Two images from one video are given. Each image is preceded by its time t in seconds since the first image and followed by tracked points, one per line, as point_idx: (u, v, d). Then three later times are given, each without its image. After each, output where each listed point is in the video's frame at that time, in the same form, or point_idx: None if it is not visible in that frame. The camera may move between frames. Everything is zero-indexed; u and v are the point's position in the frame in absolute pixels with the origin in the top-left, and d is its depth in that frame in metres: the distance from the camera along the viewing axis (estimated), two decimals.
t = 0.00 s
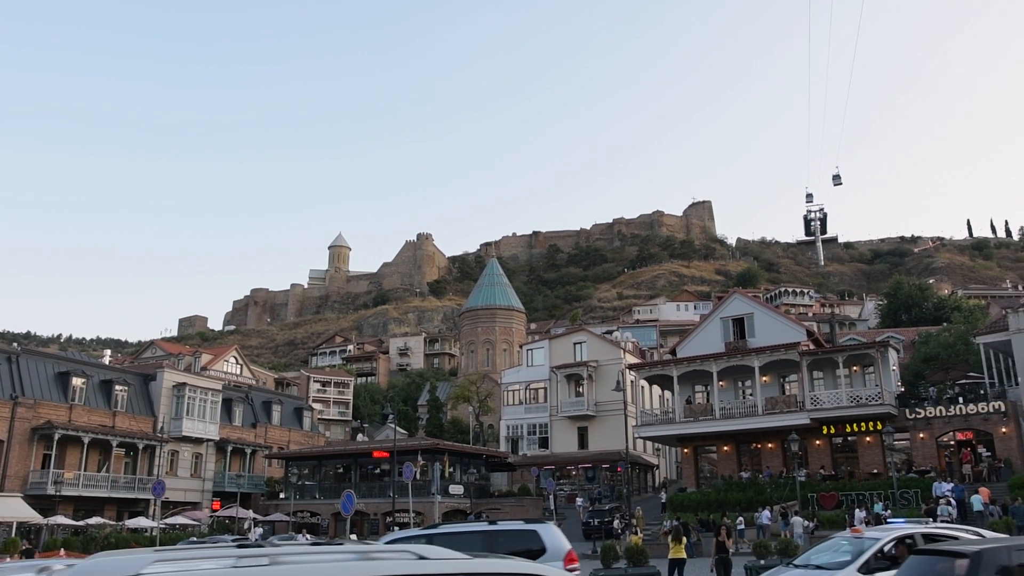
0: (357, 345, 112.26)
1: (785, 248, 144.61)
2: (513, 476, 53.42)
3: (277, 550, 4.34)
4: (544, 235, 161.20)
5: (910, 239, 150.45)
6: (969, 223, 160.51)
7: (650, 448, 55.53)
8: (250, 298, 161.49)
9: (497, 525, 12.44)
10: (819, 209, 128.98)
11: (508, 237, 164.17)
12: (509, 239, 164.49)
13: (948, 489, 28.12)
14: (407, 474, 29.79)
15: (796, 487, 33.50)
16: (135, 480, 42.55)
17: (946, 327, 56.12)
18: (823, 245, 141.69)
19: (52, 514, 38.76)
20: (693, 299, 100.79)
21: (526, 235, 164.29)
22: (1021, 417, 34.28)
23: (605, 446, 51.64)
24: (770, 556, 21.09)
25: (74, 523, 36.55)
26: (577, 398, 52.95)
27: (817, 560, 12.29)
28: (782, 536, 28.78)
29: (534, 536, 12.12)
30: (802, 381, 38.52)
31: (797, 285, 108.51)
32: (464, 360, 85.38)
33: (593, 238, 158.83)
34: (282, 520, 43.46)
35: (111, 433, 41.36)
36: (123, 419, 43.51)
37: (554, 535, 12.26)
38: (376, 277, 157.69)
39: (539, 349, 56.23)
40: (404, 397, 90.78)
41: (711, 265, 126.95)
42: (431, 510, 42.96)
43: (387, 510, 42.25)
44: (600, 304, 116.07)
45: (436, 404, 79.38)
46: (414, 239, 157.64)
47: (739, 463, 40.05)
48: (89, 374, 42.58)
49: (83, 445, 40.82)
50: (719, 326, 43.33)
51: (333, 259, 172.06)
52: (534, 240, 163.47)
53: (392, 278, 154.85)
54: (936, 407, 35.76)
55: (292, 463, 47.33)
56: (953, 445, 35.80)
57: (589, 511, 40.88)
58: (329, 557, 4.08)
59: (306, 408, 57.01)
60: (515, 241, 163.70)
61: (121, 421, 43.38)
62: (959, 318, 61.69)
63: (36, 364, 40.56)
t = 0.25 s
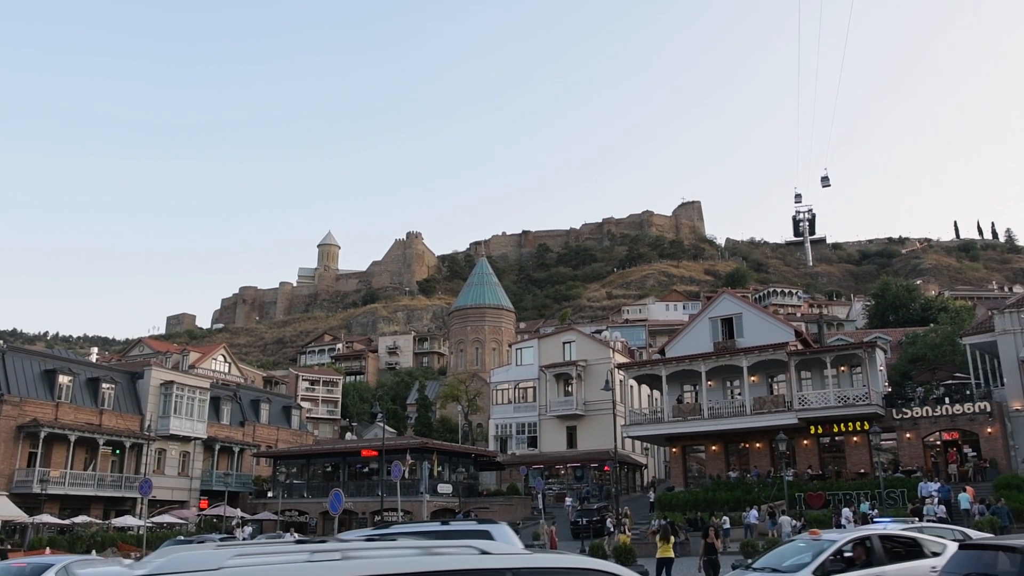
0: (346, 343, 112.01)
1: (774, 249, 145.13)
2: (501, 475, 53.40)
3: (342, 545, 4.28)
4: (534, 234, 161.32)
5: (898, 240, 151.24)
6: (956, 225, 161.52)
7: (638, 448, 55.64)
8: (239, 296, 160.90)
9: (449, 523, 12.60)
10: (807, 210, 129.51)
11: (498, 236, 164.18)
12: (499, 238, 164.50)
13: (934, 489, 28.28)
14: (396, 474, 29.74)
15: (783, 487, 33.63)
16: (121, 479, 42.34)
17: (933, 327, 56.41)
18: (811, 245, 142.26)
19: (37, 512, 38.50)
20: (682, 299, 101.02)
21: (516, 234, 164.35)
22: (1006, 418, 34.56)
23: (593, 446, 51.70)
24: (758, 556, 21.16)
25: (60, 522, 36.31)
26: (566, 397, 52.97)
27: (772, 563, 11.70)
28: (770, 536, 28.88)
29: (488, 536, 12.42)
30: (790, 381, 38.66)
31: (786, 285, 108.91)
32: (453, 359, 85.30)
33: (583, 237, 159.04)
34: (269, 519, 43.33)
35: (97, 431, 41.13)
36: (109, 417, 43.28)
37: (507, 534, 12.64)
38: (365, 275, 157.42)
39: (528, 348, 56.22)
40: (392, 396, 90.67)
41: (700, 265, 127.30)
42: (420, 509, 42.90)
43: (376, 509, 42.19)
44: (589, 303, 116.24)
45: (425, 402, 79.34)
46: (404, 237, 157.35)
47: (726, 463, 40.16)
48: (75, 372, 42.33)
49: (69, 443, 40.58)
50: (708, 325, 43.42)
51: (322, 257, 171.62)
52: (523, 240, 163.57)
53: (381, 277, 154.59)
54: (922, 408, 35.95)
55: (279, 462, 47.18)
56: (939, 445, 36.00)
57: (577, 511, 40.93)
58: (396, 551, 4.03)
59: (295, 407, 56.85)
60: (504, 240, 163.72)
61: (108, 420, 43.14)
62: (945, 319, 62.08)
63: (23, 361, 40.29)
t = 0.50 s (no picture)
0: (335, 341, 111.64)
1: (763, 249, 145.55)
2: (490, 474, 53.38)
3: (412, 543, 5.15)
4: (524, 233, 161.31)
5: (886, 241, 151.87)
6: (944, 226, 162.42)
7: (627, 447, 55.76)
8: (227, 294, 160.18)
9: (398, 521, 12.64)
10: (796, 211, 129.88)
11: (488, 235, 164.07)
12: (489, 237, 164.42)
13: (920, 489, 28.43)
14: (384, 473, 29.51)
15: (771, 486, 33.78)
16: (108, 477, 42.13)
17: (920, 328, 56.72)
18: (800, 246, 142.74)
19: (23, 511, 38.28)
20: (671, 299, 101.14)
21: (506, 233, 164.27)
22: (991, 418, 34.82)
23: (582, 445, 51.74)
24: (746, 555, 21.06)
25: (45, 520, 36.07)
26: (555, 396, 52.98)
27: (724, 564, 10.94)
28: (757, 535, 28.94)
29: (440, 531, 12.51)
30: (778, 381, 38.81)
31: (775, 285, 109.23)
32: (442, 358, 85.19)
33: (572, 237, 159.14)
34: (257, 517, 43.18)
35: (84, 429, 40.89)
36: (96, 415, 43.04)
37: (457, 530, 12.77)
38: (354, 273, 157.05)
39: (517, 347, 56.23)
40: (381, 395, 90.46)
41: (690, 265, 127.48)
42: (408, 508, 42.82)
43: (364, 508, 42.10)
44: (579, 303, 116.24)
45: (414, 401, 79.30)
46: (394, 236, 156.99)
47: (715, 462, 40.28)
48: (61, 369, 42.07)
49: (55, 441, 40.35)
50: (697, 325, 43.53)
51: (312, 255, 171.06)
52: (513, 239, 163.60)
53: (370, 275, 154.22)
54: (909, 408, 36.12)
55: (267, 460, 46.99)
56: (925, 445, 36.20)
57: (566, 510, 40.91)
58: (462, 547, 4.93)
59: (284, 405, 56.67)
60: (494, 239, 163.66)
61: (94, 417, 42.90)
62: (932, 320, 62.48)
63: (9, 358, 39.99)
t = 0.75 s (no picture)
0: (324, 340, 111.37)
1: (752, 249, 145.97)
2: (479, 473, 53.40)
3: (477, 535, 5.04)
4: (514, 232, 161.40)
5: (874, 242, 152.67)
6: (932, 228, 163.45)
7: (617, 446, 55.84)
8: (216, 292, 159.58)
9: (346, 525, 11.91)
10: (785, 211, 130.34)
11: (478, 234, 164.04)
12: (479, 235, 164.42)
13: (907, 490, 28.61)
14: (373, 472, 29.48)
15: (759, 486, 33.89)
16: (95, 475, 41.90)
17: (908, 328, 56.97)
18: (789, 247, 143.34)
19: (9, 509, 38.00)
20: (660, 299, 101.37)
21: (496, 232, 164.28)
22: (978, 418, 35.05)
23: (571, 445, 51.77)
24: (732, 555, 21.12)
25: (31, 519, 35.82)
26: (544, 395, 52.98)
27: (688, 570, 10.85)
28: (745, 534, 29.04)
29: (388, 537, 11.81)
30: (767, 381, 38.91)
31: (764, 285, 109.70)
32: (431, 357, 85.13)
33: (563, 236, 159.31)
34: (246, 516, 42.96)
35: (71, 427, 40.65)
36: (83, 413, 42.79)
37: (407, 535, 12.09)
38: (344, 271, 156.72)
39: (507, 346, 56.23)
40: (371, 393, 90.33)
41: (679, 265, 127.81)
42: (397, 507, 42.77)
43: (353, 507, 42.00)
44: (569, 302, 116.37)
45: (403, 400, 79.24)
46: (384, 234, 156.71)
47: (704, 462, 40.36)
48: (49, 366, 41.79)
49: (42, 439, 40.09)
50: (686, 325, 43.61)
51: (301, 253, 170.59)
52: (503, 238, 163.70)
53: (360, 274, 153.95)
54: (896, 407, 36.28)
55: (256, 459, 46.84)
56: (913, 445, 36.35)
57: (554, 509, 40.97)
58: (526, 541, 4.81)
59: (272, 404, 56.52)
60: (484, 238, 163.67)
61: (81, 415, 42.64)
62: (920, 320, 62.84)
63: None
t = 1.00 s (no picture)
0: (314, 338, 111.05)
1: (742, 249, 146.38)
2: (469, 472, 53.39)
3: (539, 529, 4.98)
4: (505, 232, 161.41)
5: (863, 243, 153.36)
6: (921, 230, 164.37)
7: (607, 446, 55.90)
8: (205, 290, 158.93)
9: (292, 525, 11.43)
10: (775, 212, 130.73)
11: (469, 233, 163.95)
12: (470, 234, 164.33)
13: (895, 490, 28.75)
14: (363, 470, 29.39)
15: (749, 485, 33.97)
16: (83, 474, 41.70)
17: (897, 329, 57.23)
18: (779, 247, 143.83)
19: None
20: (651, 298, 101.50)
21: (487, 231, 164.23)
22: (966, 419, 35.24)
23: (561, 444, 51.79)
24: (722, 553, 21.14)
25: (18, 518, 35.58)
26: (534, 394, 52.98)
27: None
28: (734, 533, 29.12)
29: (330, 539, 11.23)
30: (757, 381, 39.03)
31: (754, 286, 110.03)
32: (422, 356, 85.05)
33: (554, 236, 159.40)
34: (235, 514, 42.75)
35: (59, 426, 40.41)
36: (71, 412, 42.54)
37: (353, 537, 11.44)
38: (335, 270, 156.39)
39: (498, 346, 56.22)
40: (361, 392, 90.16)
41: (670, 265, 128.03)
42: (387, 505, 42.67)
43: (342, 506, 41.87)
44: (560, 301, 116.41)
45: (393, 399, 79.16)
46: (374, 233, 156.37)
47: (693, 461, 40.44)
48: (36, 364, 41.51)
49: (29, 438, 39.84)
50: (676, 324, 43.71)
51: (292, 251, 170.05)
52: (494, 237, 163.73)
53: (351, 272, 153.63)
54: (885, 408, 36.43)
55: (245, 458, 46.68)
56: (901, 445, 36.47)
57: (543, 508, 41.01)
58: (586, 534, 4.84)
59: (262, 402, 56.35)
60: (475, 237, 163.60)
61: (69, 414, 42.39)
62: (908, 321, 63.17)
63: None
